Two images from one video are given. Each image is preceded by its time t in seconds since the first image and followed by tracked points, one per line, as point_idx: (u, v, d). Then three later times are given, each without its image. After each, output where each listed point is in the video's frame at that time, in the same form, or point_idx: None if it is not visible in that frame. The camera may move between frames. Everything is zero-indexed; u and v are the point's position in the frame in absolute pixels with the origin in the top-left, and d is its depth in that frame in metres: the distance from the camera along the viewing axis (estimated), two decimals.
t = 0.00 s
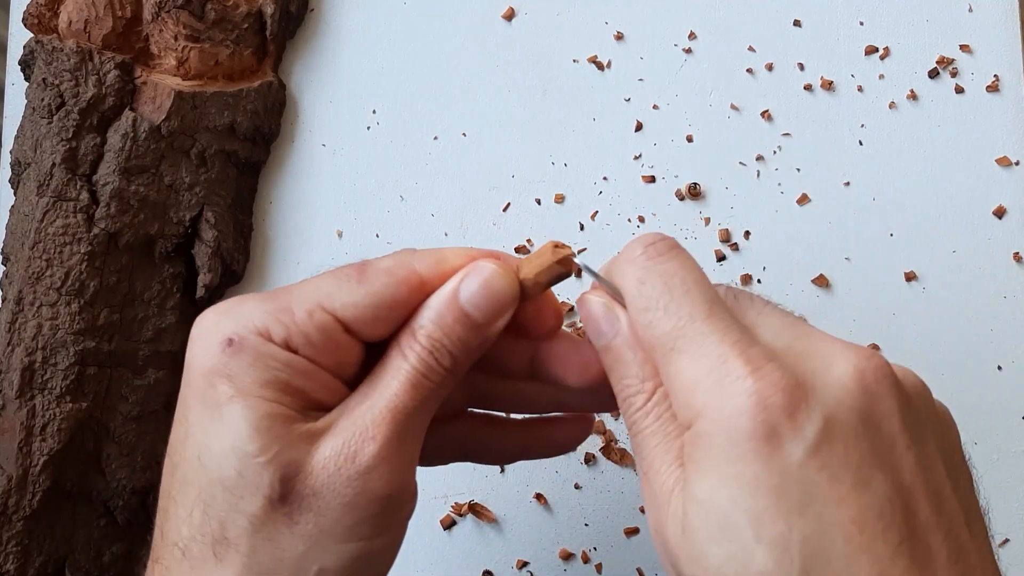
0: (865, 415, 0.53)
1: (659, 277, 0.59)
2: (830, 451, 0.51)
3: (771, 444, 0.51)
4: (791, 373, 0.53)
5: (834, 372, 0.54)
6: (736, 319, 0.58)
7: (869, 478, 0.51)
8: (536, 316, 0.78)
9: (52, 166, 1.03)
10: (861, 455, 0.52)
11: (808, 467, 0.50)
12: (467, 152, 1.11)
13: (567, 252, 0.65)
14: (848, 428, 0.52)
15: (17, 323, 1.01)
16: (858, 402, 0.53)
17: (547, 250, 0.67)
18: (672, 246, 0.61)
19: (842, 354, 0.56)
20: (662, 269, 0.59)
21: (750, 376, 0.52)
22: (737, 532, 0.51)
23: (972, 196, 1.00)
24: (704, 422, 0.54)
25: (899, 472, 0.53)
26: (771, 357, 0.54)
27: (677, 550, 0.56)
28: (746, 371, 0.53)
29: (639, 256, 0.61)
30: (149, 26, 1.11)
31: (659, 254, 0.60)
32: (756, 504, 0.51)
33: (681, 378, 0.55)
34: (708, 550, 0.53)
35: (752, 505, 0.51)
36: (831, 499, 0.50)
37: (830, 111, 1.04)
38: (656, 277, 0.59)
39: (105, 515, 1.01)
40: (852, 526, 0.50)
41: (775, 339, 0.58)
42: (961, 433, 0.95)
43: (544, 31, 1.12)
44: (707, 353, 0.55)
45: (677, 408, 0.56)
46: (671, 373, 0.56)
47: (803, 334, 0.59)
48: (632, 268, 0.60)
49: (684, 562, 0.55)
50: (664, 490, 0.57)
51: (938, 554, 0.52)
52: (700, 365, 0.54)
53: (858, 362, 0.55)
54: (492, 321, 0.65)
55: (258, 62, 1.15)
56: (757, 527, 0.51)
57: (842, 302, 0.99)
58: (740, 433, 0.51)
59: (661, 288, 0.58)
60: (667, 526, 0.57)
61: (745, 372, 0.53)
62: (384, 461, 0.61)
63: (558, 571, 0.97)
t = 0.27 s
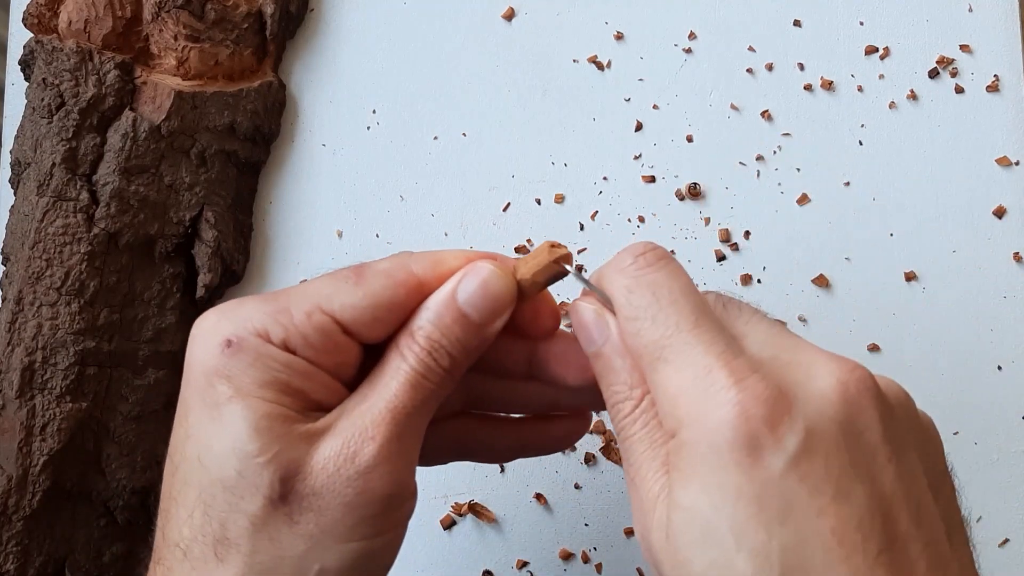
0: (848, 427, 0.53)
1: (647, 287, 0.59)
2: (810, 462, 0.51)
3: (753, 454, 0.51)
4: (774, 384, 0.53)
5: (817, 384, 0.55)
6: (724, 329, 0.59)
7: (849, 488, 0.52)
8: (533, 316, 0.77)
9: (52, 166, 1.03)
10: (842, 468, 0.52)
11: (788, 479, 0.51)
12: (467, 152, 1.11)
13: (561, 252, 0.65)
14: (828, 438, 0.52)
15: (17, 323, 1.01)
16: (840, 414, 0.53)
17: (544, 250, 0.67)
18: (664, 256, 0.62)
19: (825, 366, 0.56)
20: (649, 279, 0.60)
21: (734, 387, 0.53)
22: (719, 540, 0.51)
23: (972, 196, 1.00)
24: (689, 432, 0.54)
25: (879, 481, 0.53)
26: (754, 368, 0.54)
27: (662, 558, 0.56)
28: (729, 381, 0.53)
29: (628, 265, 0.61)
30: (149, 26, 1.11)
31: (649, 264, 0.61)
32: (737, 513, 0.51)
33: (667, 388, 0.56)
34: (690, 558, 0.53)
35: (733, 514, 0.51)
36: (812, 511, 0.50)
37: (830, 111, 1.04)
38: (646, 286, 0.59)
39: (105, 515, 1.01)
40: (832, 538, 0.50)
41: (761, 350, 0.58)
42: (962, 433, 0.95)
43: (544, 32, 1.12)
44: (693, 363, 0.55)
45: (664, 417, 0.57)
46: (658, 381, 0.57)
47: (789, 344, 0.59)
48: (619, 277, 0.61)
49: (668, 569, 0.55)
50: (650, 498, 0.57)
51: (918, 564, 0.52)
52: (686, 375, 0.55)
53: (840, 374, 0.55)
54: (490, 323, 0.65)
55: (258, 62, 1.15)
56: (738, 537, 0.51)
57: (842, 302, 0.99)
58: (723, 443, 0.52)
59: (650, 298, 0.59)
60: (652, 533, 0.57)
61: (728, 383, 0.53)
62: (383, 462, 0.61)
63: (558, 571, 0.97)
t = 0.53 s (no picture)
0: (847, 433, 0.53)
1: (653, 292, 0.59)
2: (810, 467, 0.51)
3: (754, 458, 0.51)
4: (776, 390, 0.54)
5: (819, 390, 0.55)
6: (727, 334, 0.59)
7: (847, 495, 0.52)
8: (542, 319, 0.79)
9: (51, 166, 1.03)
10: (841, 473, 0.52)
11: (787, 484, 0.51)
12: (467, 152, 1.11)
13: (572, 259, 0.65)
14: (827, 445, 0.52)
15: (17, 322, 1.01)
16: (840, 421, 0.54)
17: (554, 258, 0.67)
18: (670, 261, 0.62)
19: (827, 372, 0.56)
20: (653, 284, 0.60)
21: (735, 392, 0.53)
22: (716, 543, 0.52)
23: (972, 196, 1.00)
24: (690, 435, 0.54)
25: (877, 489, 0.53)
26: (757, 372, 0.55)
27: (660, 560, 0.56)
28: (731, 386, 0.54)
29: (634, 269, 0.62)
30: (149, 26, 1.11)
31: (655, 269, 0.61)
32: (736, 516, 0.51)
33: (670, 391, 0.56)
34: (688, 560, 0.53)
35: (733, 517, 0.51)
36: (810, 515, 0.51)
37: (829, 110, 1.04)
38: (651, 290, 0.60)
39: (105, 515, 1.01)
40: (830, 542, 0.50)
41: (764, 354, 0.58)
42: (962, 433, 0.95)
43: (543, 32, 1.12)
44: (696, 367, 0.55)
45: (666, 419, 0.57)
46: (661, 385, 0.57)
47: (792, 350, 0.59)
48: (623, 280, 0.61)
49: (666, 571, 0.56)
50: (648, 500, 0.57)
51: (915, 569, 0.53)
52: (688, 378, 0.55)
53: (842, 381, 0.55)
54: (499, 328, 0.66)
55: (258, 62, 1.15)
56: (737, 540, 0.51)
57: (842, 302, 0.99)
58: (725, 447, 0.52)
59: (655, 302, 0.59)
60: (651, 535, 0.57)
61: (730, 387, 0.54)
62: (394, 466, 0.61)
63: (558, 571, 0.97)
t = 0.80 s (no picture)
0: (819, 444, 0.53)
1: (649, 289, 0.60)
2: (773, 475, 0.52)
3: (718, 461, 0.52)
4: (750, 394, 0.54)
5: (795, 400, 0.55)
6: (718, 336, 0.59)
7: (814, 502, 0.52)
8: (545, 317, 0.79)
9: (52, 166, 1.03)
10: (807, 481, 0.52)
11: (748, 489, 0.51)
12: (467, 152, 1.11)
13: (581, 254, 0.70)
14: (792, 452, 0.52)
15: (17, 323, 1.01)
16: (813, 432, 0.53)
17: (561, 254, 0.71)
18: (670, 259, 0.63)
19: (807, 381, 0.56)
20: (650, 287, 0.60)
21: (708, 393, 0.54)
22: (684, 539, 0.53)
23: (972, 196, 1.00)
24: (667, 434, 0.55)
25: (844, 500, 0.53)
26: (733, 376, 0.55)
27: (635, 554, 0.58)
28: (709, 385, 0.54)
29: (636, 265, 0.63)
30: (149, 26, 1.11)
31: (654, 266, 0.62)
32: (700, 515, 0.52)
33: (654, 387, 0.57)
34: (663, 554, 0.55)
35: (696, 516, 0.53)
36: (769, 521, 0.51)
37: (830, 110, 1.04)
38: (648, 287, 0.60)
39: (105, 515, 1.01)
40: (786, 549, 0.50)
41: (751, 359, 0.58)
42: (961, 434, 0.95)
43: (543, 32, 1.12)
44: (680, 363, 0.56)
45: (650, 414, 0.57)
46: (648, 379, 0.58)
47: (780, 357, 0.59)
48: (627, 277, 0.63)
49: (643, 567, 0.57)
50: (624, 492, 0.58)
51: None
52: (672, 376, 0.56)
53: (822, 391, 0.55)
54: (513, 332, 0.67)
55: (258, 62, 1.15)
56: (700, 538, 0.52)
57: (842, 302, 0.99)
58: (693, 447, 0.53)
59: (650, 298, 0.60)
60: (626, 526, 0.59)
61: (704, 388, 0.54)
62: (432, 484, 0.61)
63: (558, 571, 0.97)
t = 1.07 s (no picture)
0: (834, 338, 0.51)
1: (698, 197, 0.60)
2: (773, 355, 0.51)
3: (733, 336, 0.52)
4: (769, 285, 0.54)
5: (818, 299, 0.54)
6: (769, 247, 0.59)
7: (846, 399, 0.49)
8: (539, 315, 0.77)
9: (52, 166, 1.03)
10: (815, 371, 0.50)
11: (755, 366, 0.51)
12: (467, 152, 1.11)
13: (580, 251, 0.65)
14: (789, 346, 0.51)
15: (17, 323, 1.01)
16: (830, 325, 0.52)
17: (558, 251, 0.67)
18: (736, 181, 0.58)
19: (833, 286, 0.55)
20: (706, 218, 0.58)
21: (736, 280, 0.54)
22: (693, 426, 0.51)
23: (972, 196, 0.99)
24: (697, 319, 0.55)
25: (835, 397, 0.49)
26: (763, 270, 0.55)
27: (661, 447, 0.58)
28: (747, 291, 0.54)
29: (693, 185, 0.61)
30: (149, 26, 1.11)
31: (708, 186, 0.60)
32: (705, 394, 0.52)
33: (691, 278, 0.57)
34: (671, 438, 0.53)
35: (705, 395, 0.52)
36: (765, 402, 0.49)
37: (830, 111, 1.04)
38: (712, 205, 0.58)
39: (105, 515, 1.01)
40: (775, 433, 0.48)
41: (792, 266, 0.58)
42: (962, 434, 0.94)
43: (543, 32, 1.12)
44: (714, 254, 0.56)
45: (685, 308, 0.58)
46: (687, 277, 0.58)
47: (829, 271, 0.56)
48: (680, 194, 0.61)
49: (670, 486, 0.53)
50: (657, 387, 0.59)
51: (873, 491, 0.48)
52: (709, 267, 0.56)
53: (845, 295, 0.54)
54: (504, 324, 0.63)
55: (258, 62, 1.15)
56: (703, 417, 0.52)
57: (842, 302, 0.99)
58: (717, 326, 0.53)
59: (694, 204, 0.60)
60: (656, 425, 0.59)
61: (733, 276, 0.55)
62: (402, 472, 0.57)
63: (558, 571, 0.97)
